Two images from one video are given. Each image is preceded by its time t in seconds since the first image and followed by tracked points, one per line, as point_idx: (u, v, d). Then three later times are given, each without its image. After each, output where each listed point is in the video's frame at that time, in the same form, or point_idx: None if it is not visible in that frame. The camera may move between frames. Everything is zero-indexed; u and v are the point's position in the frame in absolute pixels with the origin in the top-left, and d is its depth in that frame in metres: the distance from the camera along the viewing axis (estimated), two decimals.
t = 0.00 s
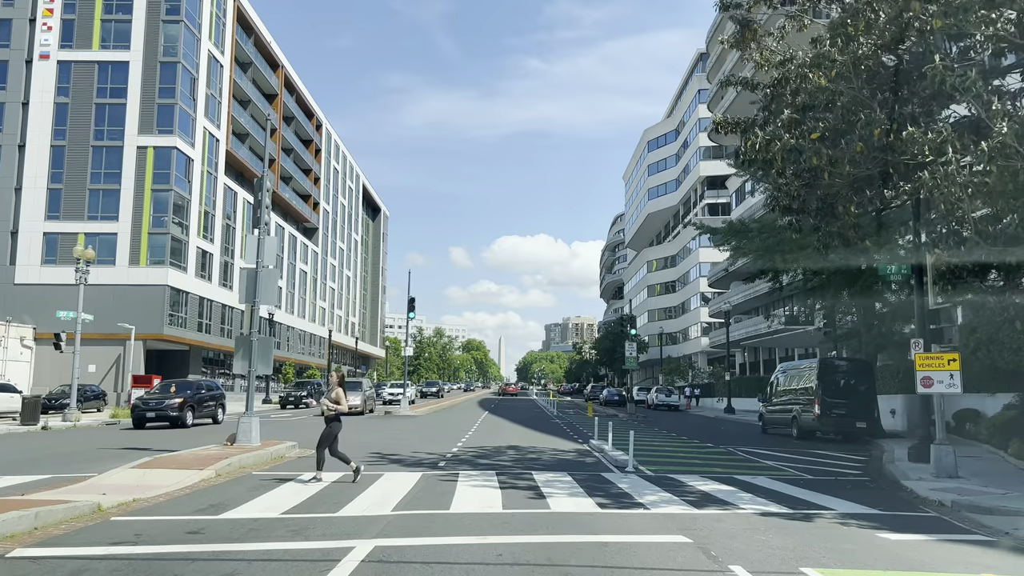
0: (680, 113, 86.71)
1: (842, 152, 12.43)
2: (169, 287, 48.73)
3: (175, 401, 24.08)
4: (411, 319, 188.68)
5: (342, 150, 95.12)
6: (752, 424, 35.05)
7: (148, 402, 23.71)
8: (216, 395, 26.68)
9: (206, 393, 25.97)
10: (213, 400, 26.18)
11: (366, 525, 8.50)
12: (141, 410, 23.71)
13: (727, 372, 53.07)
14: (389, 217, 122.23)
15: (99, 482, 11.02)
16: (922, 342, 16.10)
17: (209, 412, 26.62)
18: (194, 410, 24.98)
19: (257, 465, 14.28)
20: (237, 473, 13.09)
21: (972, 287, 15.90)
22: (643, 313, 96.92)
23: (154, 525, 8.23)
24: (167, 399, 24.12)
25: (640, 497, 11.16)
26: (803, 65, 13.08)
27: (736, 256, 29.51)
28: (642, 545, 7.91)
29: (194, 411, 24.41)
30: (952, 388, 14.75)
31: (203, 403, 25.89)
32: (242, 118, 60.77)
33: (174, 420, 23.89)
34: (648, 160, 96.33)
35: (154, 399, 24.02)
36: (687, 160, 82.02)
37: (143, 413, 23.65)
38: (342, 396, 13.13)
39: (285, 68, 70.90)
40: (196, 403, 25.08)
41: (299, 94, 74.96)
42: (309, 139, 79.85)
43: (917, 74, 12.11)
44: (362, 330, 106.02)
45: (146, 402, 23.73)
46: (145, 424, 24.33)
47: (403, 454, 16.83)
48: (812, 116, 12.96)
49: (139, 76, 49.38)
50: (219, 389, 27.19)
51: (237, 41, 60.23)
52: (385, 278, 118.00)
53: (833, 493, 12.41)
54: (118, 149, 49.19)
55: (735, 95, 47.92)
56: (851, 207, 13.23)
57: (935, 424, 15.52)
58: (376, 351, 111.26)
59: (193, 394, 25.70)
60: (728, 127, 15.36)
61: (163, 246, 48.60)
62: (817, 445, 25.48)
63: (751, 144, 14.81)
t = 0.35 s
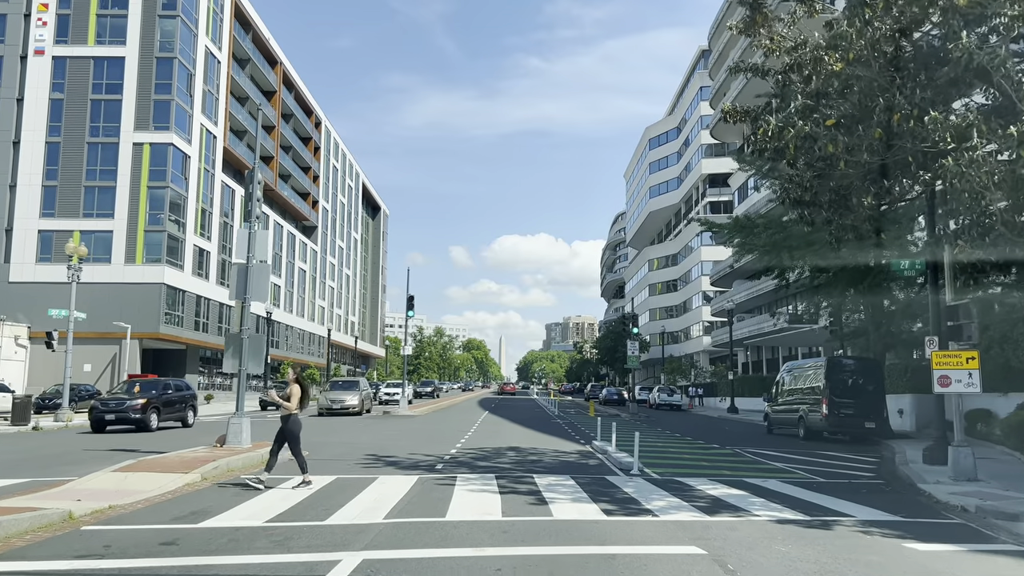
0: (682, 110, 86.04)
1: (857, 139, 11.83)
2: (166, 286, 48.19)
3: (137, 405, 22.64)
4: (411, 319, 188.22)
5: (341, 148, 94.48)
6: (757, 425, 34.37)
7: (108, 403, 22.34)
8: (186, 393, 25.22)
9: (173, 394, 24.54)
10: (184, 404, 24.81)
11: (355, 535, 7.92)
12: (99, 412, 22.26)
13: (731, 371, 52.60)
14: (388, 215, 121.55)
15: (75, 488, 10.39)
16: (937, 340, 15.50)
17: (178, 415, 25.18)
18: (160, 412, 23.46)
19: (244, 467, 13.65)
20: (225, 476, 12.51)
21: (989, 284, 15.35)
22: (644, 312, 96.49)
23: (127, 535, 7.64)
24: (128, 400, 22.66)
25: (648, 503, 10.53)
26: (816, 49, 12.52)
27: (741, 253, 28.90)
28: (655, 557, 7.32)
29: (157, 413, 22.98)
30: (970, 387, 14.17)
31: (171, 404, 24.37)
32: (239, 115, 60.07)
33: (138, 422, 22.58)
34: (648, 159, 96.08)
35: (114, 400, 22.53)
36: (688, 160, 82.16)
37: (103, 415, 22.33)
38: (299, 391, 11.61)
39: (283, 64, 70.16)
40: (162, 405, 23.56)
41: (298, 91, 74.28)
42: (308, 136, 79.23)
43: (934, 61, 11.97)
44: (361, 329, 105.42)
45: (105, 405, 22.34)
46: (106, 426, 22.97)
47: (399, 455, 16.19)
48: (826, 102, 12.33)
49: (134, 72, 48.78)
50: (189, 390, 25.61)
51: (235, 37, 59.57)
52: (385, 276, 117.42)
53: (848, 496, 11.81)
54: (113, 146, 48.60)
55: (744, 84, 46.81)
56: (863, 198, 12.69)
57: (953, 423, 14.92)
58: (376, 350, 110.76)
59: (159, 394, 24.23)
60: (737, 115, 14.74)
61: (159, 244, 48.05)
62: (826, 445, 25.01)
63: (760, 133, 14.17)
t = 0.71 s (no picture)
0: (683, 107, 85.41)
1: (875, 125, 11.33)
2: (163, 283, 47.70)
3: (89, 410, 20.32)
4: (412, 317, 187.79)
5: (341, 145, 93.86)
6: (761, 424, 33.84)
7: (56, 402, 20.05)
8: (150, 390, 23.06)
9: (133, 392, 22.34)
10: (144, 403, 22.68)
11: (343, 545, 7.35)
12: (46, 414, 20.09)
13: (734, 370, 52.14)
14: (388, 214, 120.97)
15: (48, 491, 9.82)
16: (953, 337, 14.95)
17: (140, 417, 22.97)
18: (116, 413, 21.41)
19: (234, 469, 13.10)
20: (212, 478, 11.96)
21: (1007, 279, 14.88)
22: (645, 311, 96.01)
23: (96, 546, 7.09)
24: (80, 400, 20.54)
25: (655, 508, 9.96)
26: (831, 32, 11.92)
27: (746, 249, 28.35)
28: (668, 568, 6.77)
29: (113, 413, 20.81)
30: (989, 385, 13.61)
31: (131, 405, 22.32)
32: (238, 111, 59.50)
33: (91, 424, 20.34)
34: (650, 156, 95.50)
35: (63, 400, 20.37)
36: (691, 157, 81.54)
37: (50, 417, 20.03)
38: (251, 388, 10.60)
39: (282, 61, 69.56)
40: (119, 404, 21.52)
41: (298, 87, 73.66)
42: (308, 134, 78.68)
43: (954, 45, 11.55)
44: (361, 328, 104.90)
45: (53, 405, 20.05)
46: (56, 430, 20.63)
47: (395, 456, 15.65)
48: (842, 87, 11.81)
49: (132, 67, 48.25)
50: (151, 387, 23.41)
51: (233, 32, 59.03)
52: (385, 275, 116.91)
53: (864, 500, 11.26)
54: (110, 141, 48.06)
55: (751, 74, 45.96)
56: (880, 188, 12.20)
57: (971, 423, 14.35)
58: (377, 348, 110.24)
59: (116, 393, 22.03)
60: (746, 103, 14.19)
61: (156, 241, 47.51)
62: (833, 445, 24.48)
63: (770, 121, 13.62)
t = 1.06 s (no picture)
0: (685, 104, 84.81)
1: (896, 112, 10.80)
2: (161, 280, 47.20)
3: (39, 394, 18.57)
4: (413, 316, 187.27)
5: (342, 143, 93.29)
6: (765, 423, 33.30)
7: None
8: (102, 389, 21.26)
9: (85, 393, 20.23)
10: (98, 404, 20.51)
11: (332, 556, 6.81)
12: None
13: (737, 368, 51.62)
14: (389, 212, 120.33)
15: (22, 496, 9.27)
16: (970, 335, 14.39)
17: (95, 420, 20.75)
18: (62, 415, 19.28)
19: (222, 471, 12.56)
20: (197, 482, 11.40)
21: None
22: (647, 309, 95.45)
23: (63, 558, 6.54)
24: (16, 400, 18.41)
25: (664, 514, 9.40)
26: (848, 14, 11.42)
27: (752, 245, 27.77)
28: None
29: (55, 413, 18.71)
30: (1011, 383, 13.06)
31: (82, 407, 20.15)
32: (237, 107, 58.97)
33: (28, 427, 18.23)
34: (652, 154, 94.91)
35: None
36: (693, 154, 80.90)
37: None
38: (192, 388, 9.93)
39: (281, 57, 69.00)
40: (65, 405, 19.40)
41: (298, 84, 73.19)
42: (308, 131, 78.15)
43: (977, 28, 11.03)
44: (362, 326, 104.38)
45: None
46: None
47: (391, 458, 15.08)
48: (860, 72, 11.29)
49: (129, 62, 47.72)
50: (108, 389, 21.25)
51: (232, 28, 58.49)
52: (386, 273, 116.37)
53: (884, 505, 10.73)
54: (107, 137, 47.56)
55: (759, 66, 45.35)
56: (899, 178, 11.65)
57: (990, 424, 13.77)
58: (378, 347, 109.65)
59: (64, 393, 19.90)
60: (756, 90, 13.64)
61: (153, 239, 46.99)
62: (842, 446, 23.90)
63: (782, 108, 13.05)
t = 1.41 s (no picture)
0: (688, 101, 84.15)
1: (920, 96, 10.22)
2: (158, 278, 46.65)
3: None
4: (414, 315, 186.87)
5: (342, 140, 92.65)
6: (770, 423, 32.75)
7: None
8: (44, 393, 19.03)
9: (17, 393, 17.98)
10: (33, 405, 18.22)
11: (317, 572, 6.22)
12: None
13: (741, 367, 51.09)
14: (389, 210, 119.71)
15: None
16: (991, 332, 13.80)
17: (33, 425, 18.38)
18: None
19: (207, 474, 11.94)
20: (179, 487, 10.78)
21: None
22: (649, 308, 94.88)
23: None
24: None
25: (676, 522, 8.79)
26: None
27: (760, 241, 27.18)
28: None
29: None
30: None
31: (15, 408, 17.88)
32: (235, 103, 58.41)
33: None
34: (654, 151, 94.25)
35: None
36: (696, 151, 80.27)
37: None
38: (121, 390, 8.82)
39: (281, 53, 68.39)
40: None
41: (298, 81, 72.66)
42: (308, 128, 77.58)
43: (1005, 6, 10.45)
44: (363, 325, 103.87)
45: None
46: None
47: (387, 460, 14.46)
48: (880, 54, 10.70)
49: (125, 57, 47.14)
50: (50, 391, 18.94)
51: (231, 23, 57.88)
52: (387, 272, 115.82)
53: (907, 512, 10.12)
54: (103, 134, 46.99)
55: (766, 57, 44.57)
56: (923, 166, 11.07)
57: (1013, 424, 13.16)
58: (378, 346, 109.04)
59: None
60: (770, 75, 13.07)
61: (150, 236, 46.44)
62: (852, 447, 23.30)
63: (797, 95, 12.46)
